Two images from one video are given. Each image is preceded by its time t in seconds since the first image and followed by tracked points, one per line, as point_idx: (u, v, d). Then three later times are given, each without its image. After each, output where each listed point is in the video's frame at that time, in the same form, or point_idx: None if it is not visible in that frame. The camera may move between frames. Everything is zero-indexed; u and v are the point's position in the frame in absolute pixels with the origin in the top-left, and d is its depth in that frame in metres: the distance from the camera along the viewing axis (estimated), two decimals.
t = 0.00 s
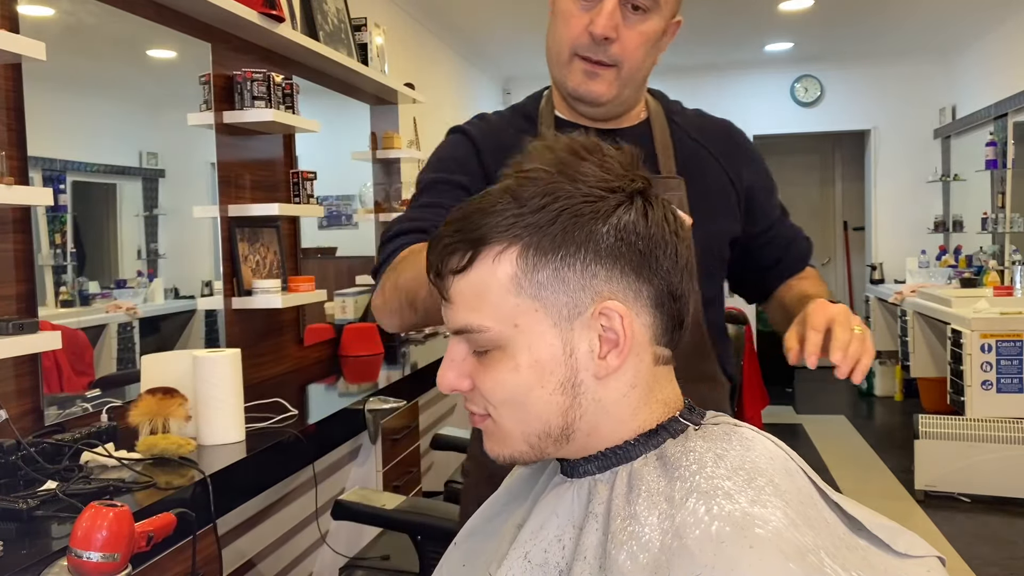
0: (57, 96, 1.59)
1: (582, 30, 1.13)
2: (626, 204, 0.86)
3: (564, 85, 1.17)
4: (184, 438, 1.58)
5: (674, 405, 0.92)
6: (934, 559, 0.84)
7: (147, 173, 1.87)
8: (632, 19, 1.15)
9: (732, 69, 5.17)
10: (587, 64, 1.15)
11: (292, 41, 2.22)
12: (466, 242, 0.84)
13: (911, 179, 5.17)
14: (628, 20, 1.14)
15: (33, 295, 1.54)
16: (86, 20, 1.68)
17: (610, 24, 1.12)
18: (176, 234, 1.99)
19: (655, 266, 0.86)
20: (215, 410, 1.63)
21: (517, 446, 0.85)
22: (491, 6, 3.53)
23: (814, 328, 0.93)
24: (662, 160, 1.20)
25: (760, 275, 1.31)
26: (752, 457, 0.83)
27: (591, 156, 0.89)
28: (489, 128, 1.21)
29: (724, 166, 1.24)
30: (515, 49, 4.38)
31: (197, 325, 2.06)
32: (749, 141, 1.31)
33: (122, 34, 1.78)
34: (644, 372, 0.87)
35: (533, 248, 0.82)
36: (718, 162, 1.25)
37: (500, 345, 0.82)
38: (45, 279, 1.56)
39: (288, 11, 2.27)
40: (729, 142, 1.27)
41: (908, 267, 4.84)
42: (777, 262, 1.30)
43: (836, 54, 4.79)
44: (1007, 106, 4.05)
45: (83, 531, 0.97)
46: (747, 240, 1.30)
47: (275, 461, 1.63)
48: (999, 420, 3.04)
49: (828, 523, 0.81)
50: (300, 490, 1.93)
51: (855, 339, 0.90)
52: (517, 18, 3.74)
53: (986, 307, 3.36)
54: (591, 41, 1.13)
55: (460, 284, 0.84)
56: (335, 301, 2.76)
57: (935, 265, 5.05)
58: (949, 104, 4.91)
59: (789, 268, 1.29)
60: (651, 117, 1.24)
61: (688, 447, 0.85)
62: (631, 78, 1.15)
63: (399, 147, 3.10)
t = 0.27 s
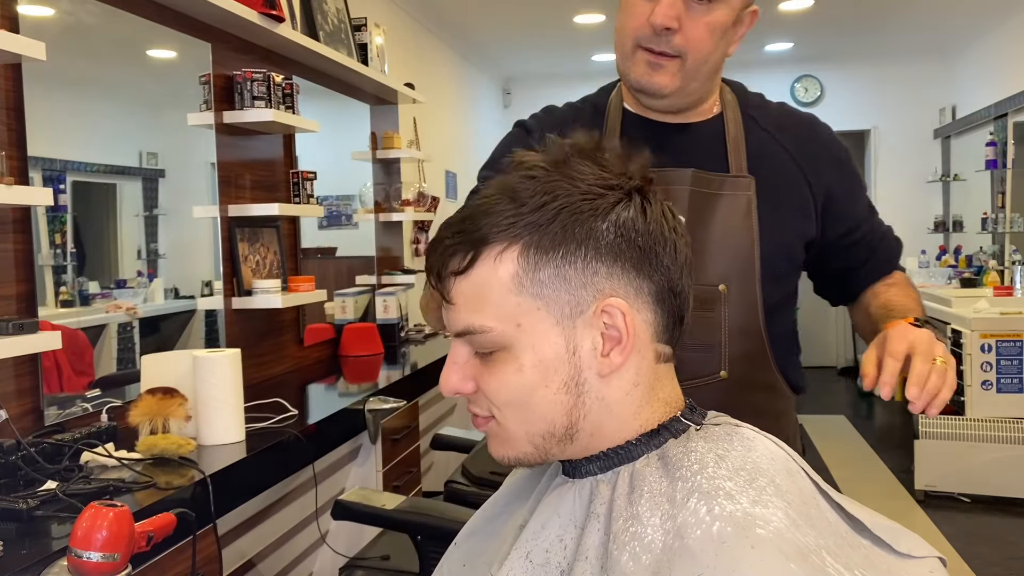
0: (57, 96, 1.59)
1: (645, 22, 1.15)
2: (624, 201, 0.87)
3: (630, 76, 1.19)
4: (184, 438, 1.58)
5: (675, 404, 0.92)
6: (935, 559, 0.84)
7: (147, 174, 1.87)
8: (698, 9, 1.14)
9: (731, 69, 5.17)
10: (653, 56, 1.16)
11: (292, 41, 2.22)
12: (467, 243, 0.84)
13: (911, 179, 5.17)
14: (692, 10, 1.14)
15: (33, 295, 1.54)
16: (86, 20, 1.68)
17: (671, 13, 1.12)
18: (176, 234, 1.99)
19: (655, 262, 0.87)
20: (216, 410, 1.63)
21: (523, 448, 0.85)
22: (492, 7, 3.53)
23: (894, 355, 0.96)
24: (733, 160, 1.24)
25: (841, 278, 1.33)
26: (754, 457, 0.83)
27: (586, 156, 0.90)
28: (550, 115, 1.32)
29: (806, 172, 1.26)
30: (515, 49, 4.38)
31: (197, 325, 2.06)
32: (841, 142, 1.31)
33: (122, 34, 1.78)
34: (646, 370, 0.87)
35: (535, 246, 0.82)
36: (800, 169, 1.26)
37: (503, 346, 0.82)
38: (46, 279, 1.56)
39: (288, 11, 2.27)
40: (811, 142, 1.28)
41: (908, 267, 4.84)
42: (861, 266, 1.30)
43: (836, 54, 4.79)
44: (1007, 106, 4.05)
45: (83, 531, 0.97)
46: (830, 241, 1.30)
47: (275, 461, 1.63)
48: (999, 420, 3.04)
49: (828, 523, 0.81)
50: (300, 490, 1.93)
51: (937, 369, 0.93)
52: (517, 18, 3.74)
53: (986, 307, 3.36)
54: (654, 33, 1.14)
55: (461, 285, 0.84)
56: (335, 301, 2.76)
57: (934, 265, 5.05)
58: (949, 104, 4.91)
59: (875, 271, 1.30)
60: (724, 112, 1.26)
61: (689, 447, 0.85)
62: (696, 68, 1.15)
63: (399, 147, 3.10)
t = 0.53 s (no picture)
0: (57, 96, 1.59)
1: (655, 22, 1.13)
2: (617, 200, 0.87)
3: (643, 76, 1.19)
4: (184, 438, 1.58)
5: (674, 404, 0.92)
6: (935, 559, 0.84)
7: (147, 173, 1.87)
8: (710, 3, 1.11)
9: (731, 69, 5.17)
10: (665, 56, 1.15)
11: (292, 41, 2.22)
12: (461, 248, 0.84)
13: (911, 179, 5.17)
14: (704, 6, 1.11)
15: (33, 295, 1.54)
16: (86, 20, 1.68)
17: (680, 13, 1.10)
18: (176, 235, 1.99)
19: (650, 260, 0.87)
20: (216, 410, 1.63)
21: (523, 449, 0.85)
22: (492, 7, 3.53)
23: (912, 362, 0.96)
24: (756, 159, 1.23)
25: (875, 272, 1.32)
26: (753, 457, 0.83)
27: (576, 157, 0.90)
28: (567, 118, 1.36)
29: (832, 169, 1.25)
30: (515, 49, 4.38)
31: (196, 325, 2.06)
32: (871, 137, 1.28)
33: (122, 34, 1.79)
34: (644, 368, 0.87)
35: (529, 248, 0.82)
36: (828, 166, 1.25)
37: (502, 349, 0.82)
38: (45, 279, 1.56)
39: (288, 11, 2.27)
40: (839, 136, 1.26)
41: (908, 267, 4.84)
42: (895, 262, 1.29)
43: (836, 54, 4.79)
44: (1007, 106, 4.05)
45: (83, 531, 0.97)
46: (861, 238, 1.29)
47: (275, 461, 1.63)
48: (999, 420, 3.04)
49: (828, 523, 0.81)
50: (300, 490, 1.93)
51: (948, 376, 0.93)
52: (517, 18, 3.74)
53: (986, 307, 3.36)
54: (663, 34, 1.12)
55: (457, 290, 0.84)
56: (335, 301, 2.76)
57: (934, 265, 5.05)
58: (949, 104, 4.91)
59: (909, 267, 1.29)
60: (747, 109, 1.25)
61: (689, 447, 0.85)
62: (710, 66, 1.14)
63: (399, 147, 3.10)
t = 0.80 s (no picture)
0: (57, 96, 1.59)
1: (646, 24, 1.14)
2: (611, 201, 0.87)
3: (636, 77, 1.19)
4: (184, 438, 1.58)
5: (675, 403, 0.92)
6: (936, 559, 0.84)
7: (147, 173, 1.87)
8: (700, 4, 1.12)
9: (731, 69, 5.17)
10: (657, 56, 1.15)
11: (292, 41, 2.22)
12: (458, 260, 0.83)
13: (911, 178, 5.16)
14: (695, 6, 1.12)
15: (33, 294, 1.54)
16: (86, 20, 1.68)
17: (670, 13, 1.11)
18: (176, 235, 1.99)
19: (648, 259, 0.87)
20: (217, 410, 1.63)
21: (528, 455, 0.85)
22: (492, 7, 3.53)
23: (913, 340, 0.94)
24: (751, 159, 1.23)
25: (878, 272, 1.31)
26: (754, 457, 0.83)
27: (567, 160, 0.90)
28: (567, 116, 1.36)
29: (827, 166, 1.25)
30: (515, 49, 4.38)
31: (197, 325, 2.06)
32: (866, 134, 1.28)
33: (122, 33, 1.79)
34: (646, 369, 0.87)
35: (528, 256, 0.82)
36: (823, 164, 1.25)
37: (504, 357, 0.82)
38: (45, 279, 1.56)
39: (288, 11, 2.27)
40: (834, 134, 1.26)
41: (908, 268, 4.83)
42: (894, 256, 1.28)
43: (835, 54, 4.79)
44: (1007, 106, 4.05)
45: (83, 531, 0.97)
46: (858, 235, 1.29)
47: (275, 461, 1.63)
48: (999, 420, 3.04)
49: (830, 522, 0.81)
50: (300, 490, 1.93)
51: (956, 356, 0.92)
52: (516, 18, 3.74)
53: (986, 307, 3.36)
54: (654, 34, 1.13)
55: (457, 300, 0.83)
56: (335, 301, 2.76)
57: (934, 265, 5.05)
58: (949, 104, 4.91)
59: (909, 261, 1.28)
60: (742, 109, 1.25)
61: (690, 447, 0.85)
62: (703, 65, 1.14)
63: (399, 147, 3.10)
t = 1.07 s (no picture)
0: (56, 96, 1.59)
1: (603, 26, 1.09)
2: (583, 201, 0.88)
3: (597, 81, 1.14)
4: (184, 438, 1.58)
5: (666, 402, 0.92)
6: (932, 557, 0.84)
7: (147, 173, 1.87)
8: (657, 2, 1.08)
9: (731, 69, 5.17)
10: (617, 58, 1.10)
11: (291, 41, 2.21)
12: (437, 272, 0.83)
13: (911, 178, 5.17)
14: (651, 4, 1.08)
15: (33, 295, 1.54)
16: (86, 20, 1.68)
17: (628, 14, 1.07)
18: (177, 235, 1.99)
19: (626, 254, 0.87)
20: (216, 410, 1.63)
21: (522, 461, 0.85)
22: (492, 6, 3.53)
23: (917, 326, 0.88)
24: (716, 161, 1.20)
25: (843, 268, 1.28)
26: (748, 456, 0.83)
27: (536, 169, 0.90)
28: (527, 125, 1.28)
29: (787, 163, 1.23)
30: (515, 49, 4.38)
31: (197, 325, 2.06)
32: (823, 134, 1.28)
33: (122, 33, 1.79)
34: (633, 367, 0.87)
35: (505, 261, 0.82)
36: (782, 161, 1.23)
37: (491, 363, 0.82)
38: (45, 279, 1.56)
39: (288, 11, 2.27)
40: (793, 132, 1.24)
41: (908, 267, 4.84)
42: (858, 250, 1.25)
43: (835, 54, 4.80)
44: (1007, 106, 4.05)
45: (83, 531, 0.97)
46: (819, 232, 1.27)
47: (274, 461, 1.63)
48: (999, 420, 3.04)
49: (825, 520, 0.81)
50: (300, 490, 1.93)
51: (963, 349, 0.85)
52: (516, 18, 3.74)
53: (986, 306, 3.36)
54: (613, 35, 1.09)
55: (439, 313, 0.84)
56: (335, 301, 2.76)
57: (934, 264, 5.05)
58: (949, 104, 4.91)
59: (872, 255, 1.25)
60: (704, 111, 1.22)
61: (683, 447, 0.85)
62: (663, 63, 1.10)
63: (399, 147, 3.10)
